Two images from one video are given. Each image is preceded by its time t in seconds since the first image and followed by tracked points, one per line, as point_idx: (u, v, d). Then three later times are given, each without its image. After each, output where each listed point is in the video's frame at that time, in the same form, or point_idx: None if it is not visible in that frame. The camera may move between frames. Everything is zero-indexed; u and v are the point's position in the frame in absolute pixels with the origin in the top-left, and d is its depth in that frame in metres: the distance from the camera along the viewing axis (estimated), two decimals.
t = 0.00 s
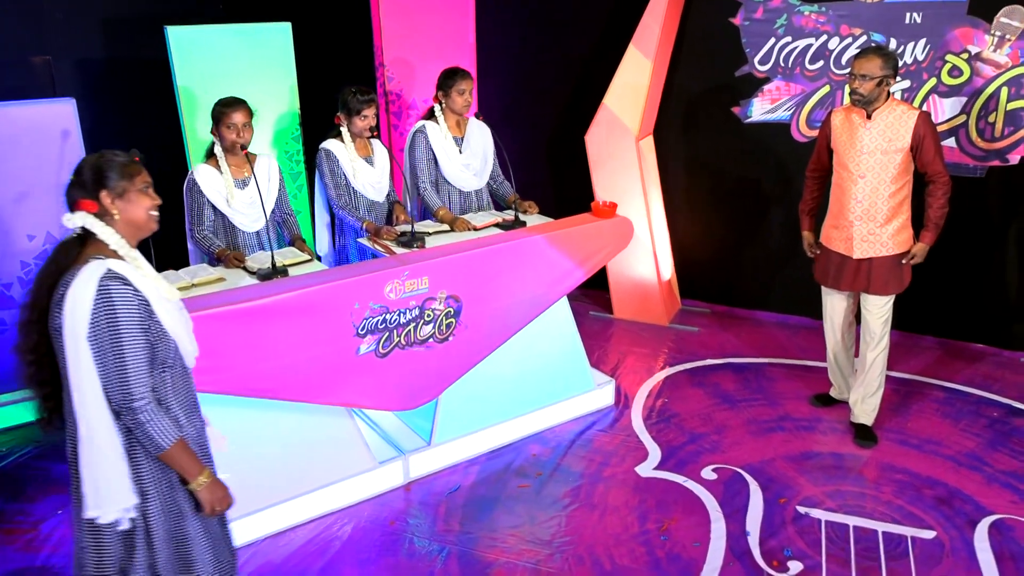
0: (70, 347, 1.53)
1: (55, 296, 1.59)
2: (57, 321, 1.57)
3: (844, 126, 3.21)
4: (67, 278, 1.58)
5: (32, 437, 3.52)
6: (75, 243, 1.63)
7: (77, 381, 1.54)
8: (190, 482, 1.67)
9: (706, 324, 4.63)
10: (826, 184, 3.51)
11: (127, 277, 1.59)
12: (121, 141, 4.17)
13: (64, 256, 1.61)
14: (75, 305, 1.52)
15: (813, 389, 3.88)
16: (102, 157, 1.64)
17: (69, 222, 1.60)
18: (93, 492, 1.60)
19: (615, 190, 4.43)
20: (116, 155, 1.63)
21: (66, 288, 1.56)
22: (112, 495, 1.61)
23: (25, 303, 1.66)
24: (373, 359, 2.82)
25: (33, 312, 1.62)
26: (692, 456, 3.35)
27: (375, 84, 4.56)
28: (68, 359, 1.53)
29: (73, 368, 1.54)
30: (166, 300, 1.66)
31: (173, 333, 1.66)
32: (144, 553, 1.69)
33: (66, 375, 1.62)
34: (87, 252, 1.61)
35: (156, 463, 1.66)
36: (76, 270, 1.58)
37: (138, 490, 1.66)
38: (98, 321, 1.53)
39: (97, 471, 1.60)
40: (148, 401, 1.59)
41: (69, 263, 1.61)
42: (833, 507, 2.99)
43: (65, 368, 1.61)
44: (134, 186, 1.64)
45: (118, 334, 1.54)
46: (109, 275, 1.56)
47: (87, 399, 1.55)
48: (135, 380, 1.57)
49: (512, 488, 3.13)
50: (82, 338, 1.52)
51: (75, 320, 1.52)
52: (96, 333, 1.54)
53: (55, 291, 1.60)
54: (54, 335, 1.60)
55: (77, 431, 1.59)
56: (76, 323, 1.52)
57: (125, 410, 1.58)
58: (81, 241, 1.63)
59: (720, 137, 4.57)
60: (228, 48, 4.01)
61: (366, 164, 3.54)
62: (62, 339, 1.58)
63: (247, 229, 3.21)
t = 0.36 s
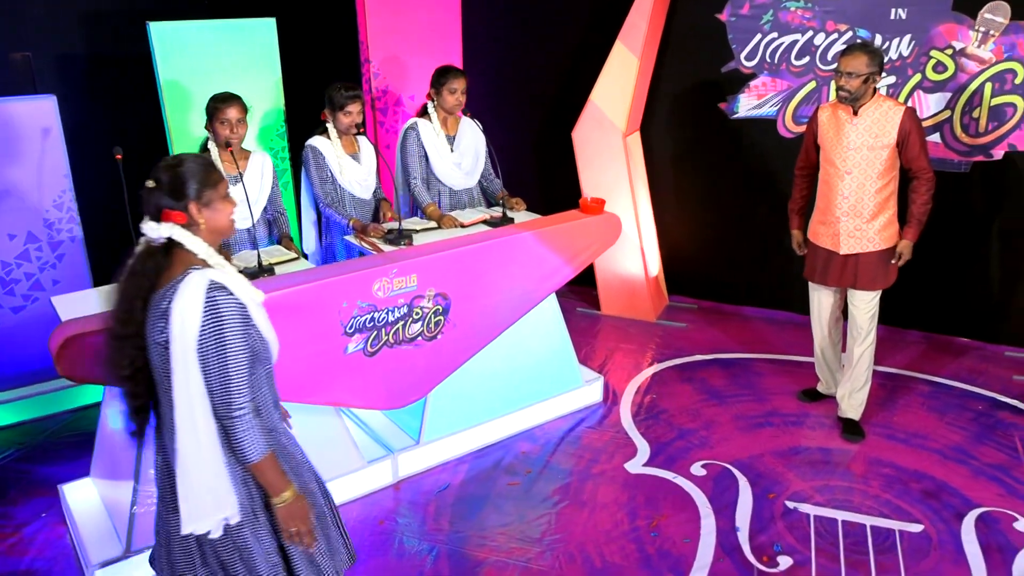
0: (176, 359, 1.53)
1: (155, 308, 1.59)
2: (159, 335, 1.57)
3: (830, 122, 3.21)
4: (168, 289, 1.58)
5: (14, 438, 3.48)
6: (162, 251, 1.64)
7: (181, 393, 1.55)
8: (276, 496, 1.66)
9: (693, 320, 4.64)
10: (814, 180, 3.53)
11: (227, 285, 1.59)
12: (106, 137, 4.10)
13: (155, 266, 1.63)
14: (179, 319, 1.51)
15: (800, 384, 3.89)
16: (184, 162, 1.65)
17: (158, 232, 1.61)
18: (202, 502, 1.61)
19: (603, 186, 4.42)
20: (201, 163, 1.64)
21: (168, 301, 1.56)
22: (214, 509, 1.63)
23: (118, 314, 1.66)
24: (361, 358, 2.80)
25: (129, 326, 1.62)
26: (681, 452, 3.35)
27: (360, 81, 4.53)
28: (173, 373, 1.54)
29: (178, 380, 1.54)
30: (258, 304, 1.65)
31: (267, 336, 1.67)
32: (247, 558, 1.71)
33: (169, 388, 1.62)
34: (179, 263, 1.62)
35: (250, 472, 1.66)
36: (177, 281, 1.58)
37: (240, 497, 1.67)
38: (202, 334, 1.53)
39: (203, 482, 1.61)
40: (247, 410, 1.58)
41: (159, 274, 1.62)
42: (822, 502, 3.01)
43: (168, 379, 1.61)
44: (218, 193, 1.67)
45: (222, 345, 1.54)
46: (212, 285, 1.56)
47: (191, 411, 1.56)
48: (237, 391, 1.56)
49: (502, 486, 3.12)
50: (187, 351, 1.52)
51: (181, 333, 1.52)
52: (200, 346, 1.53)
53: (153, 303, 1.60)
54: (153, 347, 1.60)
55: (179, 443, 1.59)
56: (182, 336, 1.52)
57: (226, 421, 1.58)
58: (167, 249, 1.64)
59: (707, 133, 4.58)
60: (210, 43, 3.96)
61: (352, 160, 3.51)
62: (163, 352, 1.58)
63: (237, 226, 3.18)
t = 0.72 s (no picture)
0: (268, 348, 1.60)
1: (234, 299, 1.64)
2: (243, 325, 1.63)
3: (801, 126, 3.25)
4: (249, 278, 1.64)
5: None
6: (232, 243, 1.69)
7: (273, 380, 1.62)
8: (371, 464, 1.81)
9: (669, 322, 4.67)
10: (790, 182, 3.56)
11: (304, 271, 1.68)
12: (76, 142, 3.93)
13: (229, 257, 1.67)
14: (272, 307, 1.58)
15: (775, 385, 3.93)
16: (256, 153, 1.67)
17: (238, 223, 1.65)
18: (294, 484, 1.70)
19: (577, 190, 4.43)
20: (274, 154, 1.67)
21: (251, 289, 1.62)
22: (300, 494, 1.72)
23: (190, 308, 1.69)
24: (337, 365, 2.77)
25: (208, 320, 1.65)
26: (658, 454, 3.37)
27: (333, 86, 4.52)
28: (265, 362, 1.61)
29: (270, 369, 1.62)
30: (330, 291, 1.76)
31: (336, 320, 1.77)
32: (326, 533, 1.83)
33: (252, 376, 1.69)
34: (252, 253, 1.68)
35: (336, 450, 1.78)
36: (258, 270, 1.64)
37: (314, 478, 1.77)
38: (292, 319, 1.62)
39: (293, 466, 1.70)
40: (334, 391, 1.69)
41: (234, 264, 1.67)
42: (798, 501, 3.03)
43: (253, 368, 1.68)
44: (291, 182, 1.71)
45: (311, 328, 1.64)
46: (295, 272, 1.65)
47: (284, 395, 1.64)
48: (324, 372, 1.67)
49: (480, 492, 3.11)
50: (280, 339, 1.60)
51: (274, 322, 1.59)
52: (292, 332, 1.62)
53: (234, 293, 1.65)
54: (235, 339, 1.66)
55: (270, 431, 1.67)
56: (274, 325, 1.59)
57: (315, 402, 1.69)
58: (242, 241, 1.69)
59: (680, 136, 4.61)
60: (181, 48, 3.92)
61: (326, 165, 3.48)
62: (249, 342, 1.65)
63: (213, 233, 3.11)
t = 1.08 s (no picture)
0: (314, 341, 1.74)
1: (273, 296, 1.76)
2: (284, 320, 1.76)
3: (767, 131, 3.29)
4: (287, 275, 1.77)
5: None
6: (265, 244, 1.81)
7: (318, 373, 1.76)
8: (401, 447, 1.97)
9: (640, 326, 4.70)
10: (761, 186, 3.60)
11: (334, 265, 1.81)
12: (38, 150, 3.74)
13: (264, 257, 1.79)
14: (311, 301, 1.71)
15: (746, 387, 3.97)
16: (286, 160, 1.81)
17: (272, 226, 1.78)
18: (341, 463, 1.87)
19: (547, 195, 4.45)
20: (304, 160, 1.81)
21: (289, 285, 1.75)
22: (349, 473, 1.90)
23: (230, 307, 1.81)
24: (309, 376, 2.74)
25: (251, 317, 1.77)
26: (631, 458, 3.38)
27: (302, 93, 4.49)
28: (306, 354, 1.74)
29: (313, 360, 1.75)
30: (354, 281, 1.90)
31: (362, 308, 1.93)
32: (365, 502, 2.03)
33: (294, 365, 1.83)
34: (285, 251, 1.80)
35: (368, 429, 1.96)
36: (295, 267, 1.77)
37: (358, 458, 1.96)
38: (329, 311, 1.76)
39: (336, 448, 1.85)
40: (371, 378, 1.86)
41: (270, 264, 1.79)
42: (769, 502, 3.06)
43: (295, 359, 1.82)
44: (319, 186, 1.86)
45: (347, 317, 1.79)
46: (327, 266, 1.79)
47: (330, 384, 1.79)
48: (360, 358, 1.83)
49: (454, 499, 3.10)
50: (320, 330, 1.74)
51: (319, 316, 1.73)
52: (330, 322, 1.77)
53: (273, 290, 1.77)
54: (276, 333, 1.79)
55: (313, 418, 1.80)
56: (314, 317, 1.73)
57: (354, 385, 1.85)
58: (276, 241, 1.81)
59: (650, 140, 4.65)
60: (145, 57, 3.89)
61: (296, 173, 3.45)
62: (289, 335, 1.78)
63: (180, 243, 3.10)
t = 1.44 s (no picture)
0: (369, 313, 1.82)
1: (331, 272, 1.84)
2: (342, 291, 1.83)
3: (758, 134, 3.30)
4: (344, 251, 1.83)
5: None
6: (323, 220, 1.87)
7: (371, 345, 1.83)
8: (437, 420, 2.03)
9: (633, 327, 4.70)
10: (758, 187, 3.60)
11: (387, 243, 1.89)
12: (26, 156, 3.66)
13: (323, 233, 1.85)
14: (368, 273, 1.78)
15: (738, 388, 3.97)
16: (335, 144, 1.87)
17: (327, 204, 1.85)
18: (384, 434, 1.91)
19: (539, 197, 4.44)
20: (353, 143, 1.88)
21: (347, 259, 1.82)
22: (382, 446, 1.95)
23: (293, 280, 1.88)
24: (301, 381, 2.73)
25: (311, 289, 1.84)
26: (625, 460, 3.38)
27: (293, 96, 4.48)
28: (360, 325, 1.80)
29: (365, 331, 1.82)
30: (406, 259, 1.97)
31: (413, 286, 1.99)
32: (408, 478, 2.05)
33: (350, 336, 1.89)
34: (343, 227, 1.86)
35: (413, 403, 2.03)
36: (352, 243, 1.83)
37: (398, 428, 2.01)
38: (383, 282, 1.84)
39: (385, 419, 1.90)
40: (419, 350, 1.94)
41: (328, 240, 1.85)
42: (763, 504, 3.07)
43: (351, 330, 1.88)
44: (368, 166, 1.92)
45: (399, 292, 1.87)
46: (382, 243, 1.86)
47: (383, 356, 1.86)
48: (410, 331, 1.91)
49: (448, 502, 3.10)
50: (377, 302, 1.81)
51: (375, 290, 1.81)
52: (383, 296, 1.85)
53: (330, 266, 1.84)
54: (335, 304, 1.87)
55: (364, 389, 1.86)
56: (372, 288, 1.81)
57: (403, 356, 1.92)
58: (331, 219, 1.87)
59: (642, 141, 4.65)
60: (135, 60, 3.91)
61: (288, 176, 3.45)
62: (346, 308, 1.85)
63: (170, 248, 3.13)
